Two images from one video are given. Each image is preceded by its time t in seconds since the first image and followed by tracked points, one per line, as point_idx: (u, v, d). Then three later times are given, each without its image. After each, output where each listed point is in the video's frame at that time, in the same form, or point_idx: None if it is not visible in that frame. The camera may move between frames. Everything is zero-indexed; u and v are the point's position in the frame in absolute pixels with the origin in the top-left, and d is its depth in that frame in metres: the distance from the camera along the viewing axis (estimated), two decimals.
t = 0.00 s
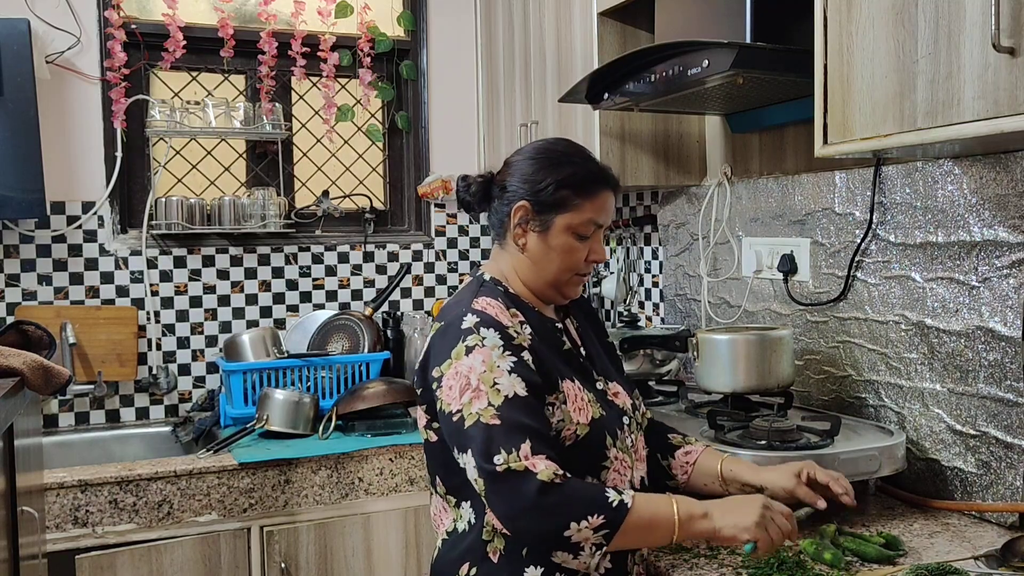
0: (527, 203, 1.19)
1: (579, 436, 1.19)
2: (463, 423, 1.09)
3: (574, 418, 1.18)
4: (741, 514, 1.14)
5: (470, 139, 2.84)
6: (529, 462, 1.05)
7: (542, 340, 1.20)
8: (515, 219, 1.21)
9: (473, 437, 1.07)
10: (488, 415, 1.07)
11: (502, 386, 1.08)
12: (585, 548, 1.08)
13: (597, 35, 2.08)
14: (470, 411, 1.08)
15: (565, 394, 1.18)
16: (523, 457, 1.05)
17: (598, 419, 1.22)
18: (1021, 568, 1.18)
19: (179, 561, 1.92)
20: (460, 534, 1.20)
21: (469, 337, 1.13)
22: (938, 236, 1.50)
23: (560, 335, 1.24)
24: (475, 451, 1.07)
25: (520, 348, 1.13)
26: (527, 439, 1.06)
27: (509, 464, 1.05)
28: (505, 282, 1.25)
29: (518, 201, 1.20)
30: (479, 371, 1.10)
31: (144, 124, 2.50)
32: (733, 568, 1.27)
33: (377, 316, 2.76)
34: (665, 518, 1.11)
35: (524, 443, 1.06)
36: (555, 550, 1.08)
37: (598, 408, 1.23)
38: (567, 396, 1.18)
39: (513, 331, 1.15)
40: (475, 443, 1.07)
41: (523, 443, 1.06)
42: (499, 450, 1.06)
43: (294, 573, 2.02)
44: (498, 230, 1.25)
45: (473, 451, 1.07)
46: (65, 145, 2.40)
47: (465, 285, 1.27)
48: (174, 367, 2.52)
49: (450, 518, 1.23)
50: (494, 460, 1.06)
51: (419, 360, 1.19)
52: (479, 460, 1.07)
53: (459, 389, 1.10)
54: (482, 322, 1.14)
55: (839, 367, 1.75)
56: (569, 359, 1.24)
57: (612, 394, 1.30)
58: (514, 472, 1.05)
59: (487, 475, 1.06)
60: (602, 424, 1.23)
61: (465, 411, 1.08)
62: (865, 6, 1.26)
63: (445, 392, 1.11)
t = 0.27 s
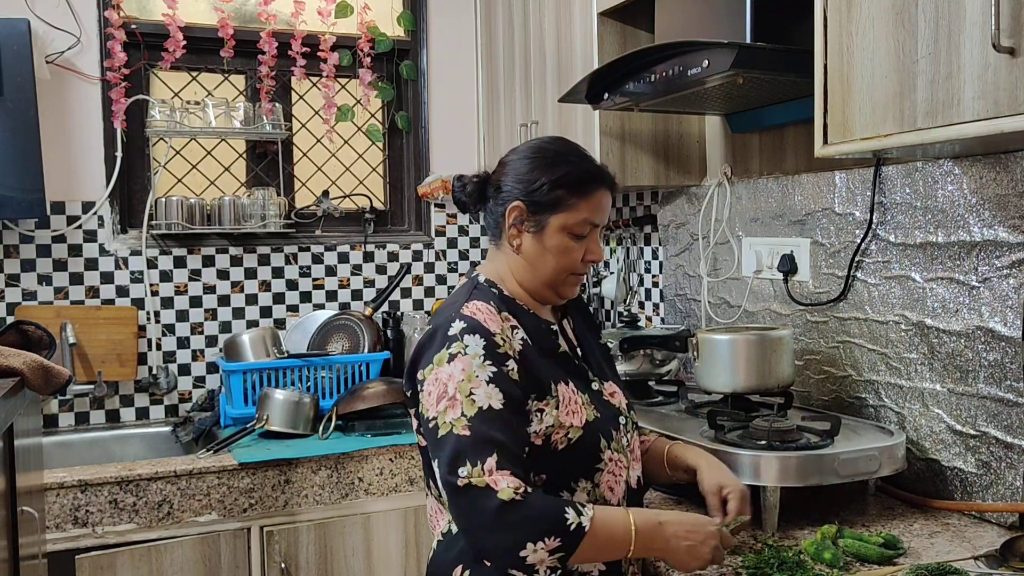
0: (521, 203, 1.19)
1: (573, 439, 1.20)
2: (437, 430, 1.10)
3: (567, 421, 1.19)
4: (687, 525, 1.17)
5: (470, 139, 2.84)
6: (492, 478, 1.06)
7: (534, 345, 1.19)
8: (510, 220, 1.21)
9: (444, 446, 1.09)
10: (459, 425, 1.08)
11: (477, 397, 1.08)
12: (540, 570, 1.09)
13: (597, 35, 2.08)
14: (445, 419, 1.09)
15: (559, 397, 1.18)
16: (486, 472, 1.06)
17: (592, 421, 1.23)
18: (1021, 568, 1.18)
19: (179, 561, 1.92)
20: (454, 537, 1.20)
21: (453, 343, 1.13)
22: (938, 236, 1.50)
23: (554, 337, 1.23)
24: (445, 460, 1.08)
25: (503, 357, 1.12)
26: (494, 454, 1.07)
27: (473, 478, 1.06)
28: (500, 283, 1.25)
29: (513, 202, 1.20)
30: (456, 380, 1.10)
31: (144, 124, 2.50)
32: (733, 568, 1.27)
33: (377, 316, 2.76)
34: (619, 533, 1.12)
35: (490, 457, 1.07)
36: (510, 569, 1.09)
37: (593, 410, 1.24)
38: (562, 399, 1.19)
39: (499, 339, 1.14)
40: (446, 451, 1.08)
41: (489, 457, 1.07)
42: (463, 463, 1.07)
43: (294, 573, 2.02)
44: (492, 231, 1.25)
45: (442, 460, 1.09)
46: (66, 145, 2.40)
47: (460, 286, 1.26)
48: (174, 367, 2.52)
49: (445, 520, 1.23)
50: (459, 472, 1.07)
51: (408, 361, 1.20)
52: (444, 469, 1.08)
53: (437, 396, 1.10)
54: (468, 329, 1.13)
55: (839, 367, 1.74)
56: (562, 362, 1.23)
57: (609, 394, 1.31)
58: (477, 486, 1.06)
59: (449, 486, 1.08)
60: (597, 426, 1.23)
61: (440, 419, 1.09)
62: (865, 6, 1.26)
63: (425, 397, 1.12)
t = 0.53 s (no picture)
0: (504, 204, 1.20)
1: (566, 442, 1.19)
2: (463, 431, 1.08)
3: (562, 424, 1.18)
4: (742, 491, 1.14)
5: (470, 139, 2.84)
6: (538, 468, 1.06)
7: (529, 345, 1.20)
8: (494, 222, 1.21)
9: (476, 445, 1.07)
10: (490, 422, 1.07)
11: (502, 393, 1.09)
12: (594, 546, 1.09)
13: (597, 35, 2.08)
14: (471, 419, 1.08)
15: (553, 399, 1.18)
16: (530, 464, 1.06)
17: (585, 424, 1.22)
18: (1020, 568, 1.18)
19: (179, 562, 1.92)
20: (440, 537, 1.18)
21: (460, 345, 1.13)
22: (938, 236, 1.50)
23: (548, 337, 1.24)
24: (480, 459, 1.06)
25: (512, 354, 1.14)
26: (533, 445, 1.07)
27: (518, 471, 1.05)
28: (489, 283, 1.25)
29: (495, 203, 1.20)
30: (477, 379, 1.09)
31: (144, 124, 2.50)
32: (734, 568, 1.27)
33: (377, 316, 2.76)
34: (672, 505, 1.11)
35: (531, 449, 1.07)
36: (564, 552, 1.08)
37: (586, 413, 1.24)
38: (556, 402, 1.18)
39: (502, 337, 1.16)
40: (479, 450, 1.07)
41: (530, 449, 1.07)
42: (506, 457, 1.06)
43: (294, 573, 2.02)
44: (480, 233, 1.26)
45: (477, 459, 1.07)
46: (66, 145, 2.40)
47: (451, 288, 1.27)
48: (173, 367, 2.52)
49: (432, 520, 1.21)
50: (503, 468, 1.06)
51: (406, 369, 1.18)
52: (486, 468, 1.06)
53: (457, 398, 1.09)
54: (473, 330, 1.14)
55: (839, 367, 1.75)
56: (556, 362, 1.24)
57: (600, 395, 1.31)
58: (524, 478, 1.05)
59: (495, 482, 1.06)
60: (591, 429, 1.23)
61: (465, 419, 1.08)
62: (865, 6, 1.26)
63: (441, 401, 1.10)
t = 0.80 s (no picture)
0: (512, 202, 1.19)
1: (560, 455, 1.19)
2: (455, 434, 1.08)
3: (556, 435, 1.18)
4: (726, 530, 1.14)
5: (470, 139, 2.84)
6: (526, 481, 1.06)
7: (531, 352, 1.20)
8: (502, 220, 1.21)
9: (466, 450, 1.07)
10: (483, 428, 1.07)
11: (498, 400, 1.09)
12: (572, 568, 1.09)
13: (597, 35, 2.08)
14: (465, 423, 1.07)
15: (549, 409, 1.18)
16: (519, 476, 1.06)
17: (582, 436, 1.22)
18: (1021, 568, 1.18)
19: (179, 562, 1.92)
20: (428, 538, 1.19)
21: (459, 347, 1.13)
22: (938, 236, 1.50)
23: (552, 343, 1.25)
24: (471, 463, 1.06)
25: (510, 360, 1.14)
26: (524, 456, 1.07)
27: (507, 482, 1.06)
28: (497, 285, 1.25)
29: (504, 201, 1.20)
30: (473, 383, 1.09)
31: (144, 124, 2.50)
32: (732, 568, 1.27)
33: (377, 316, 2.76)
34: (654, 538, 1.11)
35: (521, 460, 1.07)
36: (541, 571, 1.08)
37: (584, 424, 1.23)
38: (553, 411, 1.18)
39: (502, 342, 1.16)
40: (470, 455, 1.07)
41: (521, 460, 1.07)
42: (497, 466, 1.06)
43: (294, 573, 2.02)
44: (487, 233, 1.26)
45: (467, 464, 1.07)
46: (66, 145, 2.40)
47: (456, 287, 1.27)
48: (173, 367, 2.52)
49: (422, 520, 1.22)
50: (491, 476, 1.06)
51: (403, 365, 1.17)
52: (475, 473, 1.06)
53: (453, 399, 1.09)
54: (473, 332, 1.14)
55: (839, 367, 1.75)
56: (558, 370, 1.24)
57: (602, 406, 1.30)
58: (512, 490, 1.05)
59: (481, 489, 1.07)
60: (587, 441, 1.22)
61: (458, 423, 1.08)
62: (865, 6, 1.26)
63: (436, 401, 1.10)
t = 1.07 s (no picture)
0: (530, 206, 1.19)
1: (551, 476, 1.18)
2: (430, 448, 1.08)
3: (547, 457, 1.17)
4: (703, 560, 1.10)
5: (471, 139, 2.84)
6: (493, 506, 1.06)
7: (530, 368, 1.20)
8: (520, 224, 1.20)
9: (438, 467, 1.07)
10: (457, 446, 1.07)
11: (477, 418, 1.08)
12: None
13: (597, 35, 2.08)
14: (440, 438, 1.07)
15: (543, 427, 1.17)
16: (486, 500, 1.06)
17: (577, 458, 1.21)
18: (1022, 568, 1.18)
19: (178, 561, 1.92)
20: (430, 545, 1.20)
21: (448, 358, 1.13)
22: (938, 236, 1.50)
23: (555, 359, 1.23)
24: (441, 480, 1.07)
25: (498, 377, 1.13)
26: (495, 481, 1.07)
27: (473, 505, 1.06)
28: (509, 294, 1.25)
29: (522, 205, 1.20)
30: (455, 398, 1.09)
31: (144, 124, 2.50)
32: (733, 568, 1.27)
33: (377, 316, 2.76)
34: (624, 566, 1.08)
35: (491, 484, 1.07)
36: None
37: (581, 446, 1.22)
38: (546, 430, 1.17)
39: (494, 357, 1.15)
40: (441, 471, 1.07)
41: (491, 484, 1.07)
42: (464, 488, 1.07)
43: (294, 573, 2.02)
44: (503, 238, 1.25)
45: (438, 480, 1.08)
46: (66, 145, 2.40)
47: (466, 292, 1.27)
48: (174, 367, 2.52)
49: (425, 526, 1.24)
50: (459, 497, 1.06)
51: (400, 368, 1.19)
52: (444, 491, 1.07)
53: (433, 412, 1.09)
54: (463, 344, 1.14)
55: (839, 367, 1.75)
56: (560, 388, 1.23)
57: (611, 427, 1.28)
58: (476, 514, 1.06)
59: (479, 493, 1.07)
60: (581, 464, 1.21)
61: (434, 437, 1.08)
62: (865, 6, 1.26)
63: (419, 411, 1.11)
